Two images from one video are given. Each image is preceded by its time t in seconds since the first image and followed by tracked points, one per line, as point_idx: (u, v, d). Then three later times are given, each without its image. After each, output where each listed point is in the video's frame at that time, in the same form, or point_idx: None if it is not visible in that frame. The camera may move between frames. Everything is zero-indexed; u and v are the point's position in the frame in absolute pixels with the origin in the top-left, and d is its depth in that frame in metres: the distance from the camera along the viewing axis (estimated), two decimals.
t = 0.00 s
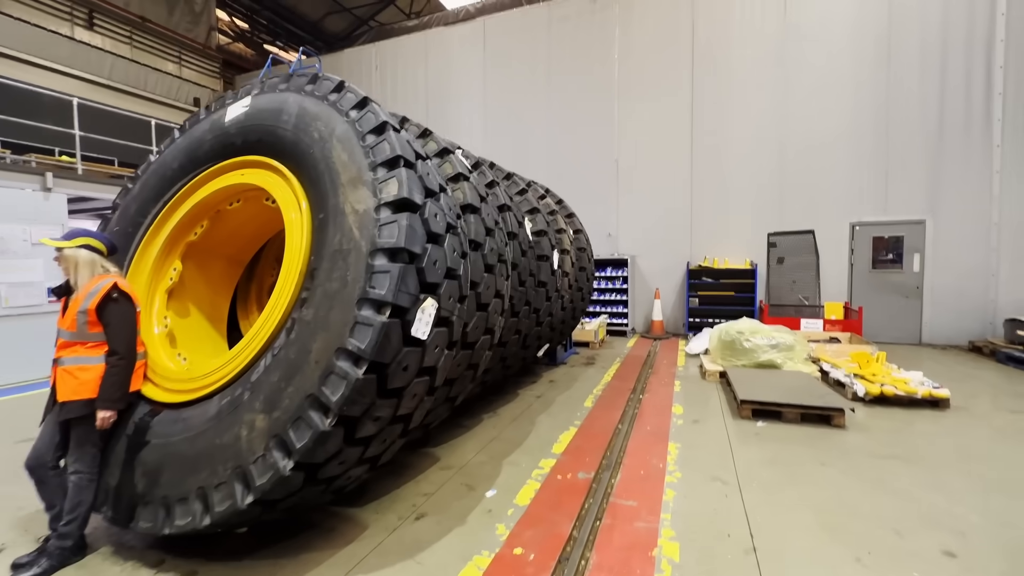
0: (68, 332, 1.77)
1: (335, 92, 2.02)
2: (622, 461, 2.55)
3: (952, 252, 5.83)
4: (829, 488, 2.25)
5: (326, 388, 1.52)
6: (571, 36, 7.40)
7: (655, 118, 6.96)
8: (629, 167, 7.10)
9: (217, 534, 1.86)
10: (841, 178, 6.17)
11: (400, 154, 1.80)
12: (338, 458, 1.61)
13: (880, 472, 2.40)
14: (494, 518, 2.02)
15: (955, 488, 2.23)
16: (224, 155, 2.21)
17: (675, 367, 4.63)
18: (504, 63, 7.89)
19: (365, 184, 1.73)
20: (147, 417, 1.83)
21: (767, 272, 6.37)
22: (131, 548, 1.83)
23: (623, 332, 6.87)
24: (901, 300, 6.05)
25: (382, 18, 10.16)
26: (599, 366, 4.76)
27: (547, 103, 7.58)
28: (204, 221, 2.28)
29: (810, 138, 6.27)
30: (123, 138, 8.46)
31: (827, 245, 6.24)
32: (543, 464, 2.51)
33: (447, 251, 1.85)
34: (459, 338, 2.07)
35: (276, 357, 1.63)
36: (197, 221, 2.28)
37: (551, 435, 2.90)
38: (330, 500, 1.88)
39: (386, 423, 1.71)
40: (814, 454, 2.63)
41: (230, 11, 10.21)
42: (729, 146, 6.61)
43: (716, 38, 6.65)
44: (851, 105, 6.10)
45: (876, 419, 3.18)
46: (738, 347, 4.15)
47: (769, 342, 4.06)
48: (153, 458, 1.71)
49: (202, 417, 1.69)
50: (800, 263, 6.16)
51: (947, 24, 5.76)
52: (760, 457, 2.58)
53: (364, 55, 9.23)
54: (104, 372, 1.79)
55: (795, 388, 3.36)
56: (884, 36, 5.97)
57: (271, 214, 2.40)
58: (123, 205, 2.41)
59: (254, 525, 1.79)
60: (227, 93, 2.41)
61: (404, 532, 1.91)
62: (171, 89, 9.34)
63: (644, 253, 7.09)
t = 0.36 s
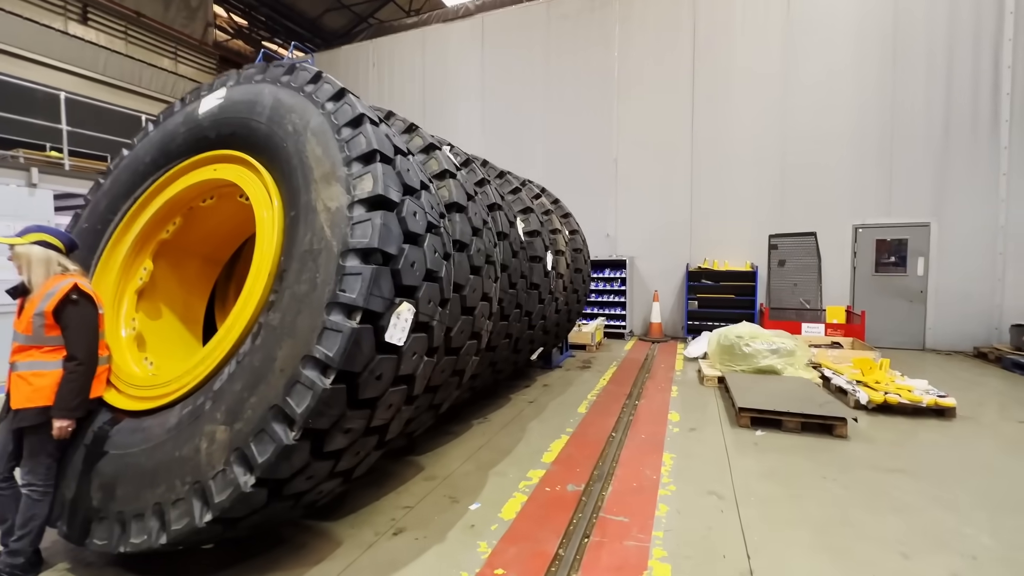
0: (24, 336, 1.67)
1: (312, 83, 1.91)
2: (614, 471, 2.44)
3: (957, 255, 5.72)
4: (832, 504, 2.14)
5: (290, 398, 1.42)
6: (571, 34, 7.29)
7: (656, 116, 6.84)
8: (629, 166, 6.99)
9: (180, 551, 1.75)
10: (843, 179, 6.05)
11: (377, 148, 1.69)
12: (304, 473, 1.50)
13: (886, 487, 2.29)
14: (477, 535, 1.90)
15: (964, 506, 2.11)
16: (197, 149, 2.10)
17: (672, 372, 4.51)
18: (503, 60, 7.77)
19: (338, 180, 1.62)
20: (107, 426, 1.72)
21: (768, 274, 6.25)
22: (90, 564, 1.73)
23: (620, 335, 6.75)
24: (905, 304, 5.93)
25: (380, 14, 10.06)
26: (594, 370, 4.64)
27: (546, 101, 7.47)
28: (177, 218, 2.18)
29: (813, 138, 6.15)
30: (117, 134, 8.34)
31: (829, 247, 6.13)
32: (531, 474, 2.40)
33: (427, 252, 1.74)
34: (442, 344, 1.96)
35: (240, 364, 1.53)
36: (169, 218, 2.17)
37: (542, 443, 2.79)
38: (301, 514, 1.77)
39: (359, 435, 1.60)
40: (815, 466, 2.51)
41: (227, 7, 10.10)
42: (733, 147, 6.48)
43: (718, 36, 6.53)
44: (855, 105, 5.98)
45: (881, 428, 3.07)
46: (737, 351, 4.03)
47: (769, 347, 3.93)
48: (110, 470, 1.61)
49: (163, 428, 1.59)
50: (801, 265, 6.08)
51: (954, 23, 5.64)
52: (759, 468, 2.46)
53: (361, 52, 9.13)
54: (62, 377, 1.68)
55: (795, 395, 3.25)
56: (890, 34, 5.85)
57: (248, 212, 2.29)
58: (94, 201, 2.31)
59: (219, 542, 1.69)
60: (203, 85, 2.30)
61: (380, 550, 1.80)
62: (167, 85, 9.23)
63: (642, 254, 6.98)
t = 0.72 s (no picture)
0: None
1: (295, 66, 1.82)
2: (611, 470, 2.36)
3: (964, 250, 5.61)
4: (837, 507, 2.06)
5: (267, 397, 1.34)
6: (572, 24, 7.16)
7: (658, 108, 6.72)
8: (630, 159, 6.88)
9: (157, 554, 1.68)
10: (848, 172, 5.94)
11: (361, 134, 1.60)
12: (283, 475, 1.43)
13: (891, 489, 2.21)
14: (467, 537, 1.83)
15: (974, 510, 2.04)
16: (177, 136, 2.01)
17: (673, 369, 4.43)
18: (503, 51, 7.65)
19: (320, 167, 1.53)
20: (80, 424, 1.66)
21: (771, 270, 6.15)
22: (63, 567, 1.66)
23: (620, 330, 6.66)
24: (910, 300, 5.83)
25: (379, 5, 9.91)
26: (593, 366, 4.56)
27: (546, 94, 7.35)
28: (158, 208, 2.10)
29: (818, 130, 6.04)
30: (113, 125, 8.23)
31: (833, 242, 6.03)
32: (526, 473, 2.32)
33: (414, 244, 1.66)
34: (431, 339, 1.88)
35: (216, 361, 1.45)
36: (149, 209, 2.09)
37: (537, 440, 2.71)
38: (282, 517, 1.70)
39: (341, 435, 1.53)
40: (819, 467, 2.43)
41: None
42: (737, 140, 6.36)
43: (722, 26, 6.40)
44: (861, 97, 5.86)
45: (886, 428, 2.99)
46: (738, 348, 3.94)
47: (771, 344, 3.84)
48: (81, 470, 1.54)
49: (135, 427, 1.51)
50: (804, 261, 6.00)
51: (964, 12, 5.51)
52: (761, 469, 2.38)
53: (360, 42, 9.02)
54: (31, 373, 1.62)
55: (798, 393, 3.17)
56: (898, 24, 5.72)
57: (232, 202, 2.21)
58: (73, 190, 2.23)
59: (196, 546, 1.62)
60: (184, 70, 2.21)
61: (366, 554, 1.72)
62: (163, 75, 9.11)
63: (644, 248, 6.89)
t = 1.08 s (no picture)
0: None
1: (284, 56, 1.72)
2: (616, 481, 2.25)
3: (978, 252, 5.48)
4: (855, 522, 1.94)
5: (247, 407, 1.24)
6: (575, 21, 7.07)
7: (663, 107, 6.61)
8: (635, 159, 6.77)
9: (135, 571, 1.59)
10: (859, 173, 5.81)
11: (351, 127, 1.50)
12: (266, 490, 1.33)
13: (912, 503, 2.09)
14: (464, 554, 1.72)
15: (1001, 527, 1.92)
16: (163, 132, 1.93)
17: (679, 373, 4.31)
18: (505, 50, 7.57)
19: (307, 161, 1.44)
20: (55, 433, 1.57)
21: (779, 271, 6.03)
22: None
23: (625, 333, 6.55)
24: (923, 303, 5.68)
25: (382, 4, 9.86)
26: (597, 370, 4.45)
27: (548, 92, 7.26)
28: (144, 207, 2.02)
29: (827, 130, 5.91)
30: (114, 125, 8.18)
31: (843, 243, 5.90)
32: (527, 483, 2.22)
33: (408, 243, 1.56)
34: (427, 345, 1.78)
35: (194, 368, 1.35)
36: (134, 206, 2.01)
37: (539, 448, 2.61)
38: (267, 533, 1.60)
39: (329, 447, 1.43)
40: (835, 478, 2.32)
41: None
42: (744, 139, 6.25)
43: (728, 24, 6.29)
44: (872, 95, 5.74)
45: (903, 437, 2.86)
46: (747, 352, 3.82)
47: (781, 348, 3.72)
48: (53, 484, 1.45)
49: (110, 438, 1.42)
50: (812, 262, 5.89)
51: (978, 9, 5.38)
52: (773, 480, 2.27)
53: (362, 42, 8.98)
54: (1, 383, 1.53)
55: (810, 399, 3.05)
56: (910, 21, 5.60)
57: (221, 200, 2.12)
58: (56, 187, 2.15)
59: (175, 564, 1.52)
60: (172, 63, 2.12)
61: (356, 572, 1.61)
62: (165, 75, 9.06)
63: (648, 250, 6.77)
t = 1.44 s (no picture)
0: None
1: (279, 43, 1.60)
2: (633, 498, 2.11)
3: (1009, 254, 5.25)
4: (896, 548, 1.78)
5: (229, 424, 1.12)
6: (586, 16, 6.92)
7: (677, 105, 6.45)
8: (647, 158, 6.61)
9: None
10: (882, 171, 5.61)
11: (349, 117, 1.38)
12: (252, 515, 1.21)
13: (957, 527, 1.92)
14: None
15: None
16: (154, 126, 1.82)
17: (694, 378, 4.14)
18: (515, 47, 7.45)
19: (300, 154, 1.31)
20: (33, 446, 1.47)
21: (797, 273, 5.84)
22: None
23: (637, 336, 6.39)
24: (950, 307, 5.46)
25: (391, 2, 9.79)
26: (609, 374, 4.31)
27: (559, 89, 7.12)
28: (135, 205, 1.92)
29: (848, 126, 5.72)
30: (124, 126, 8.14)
31: (864, 244, 5.70)
32: (538, 499, 2.07)
33: (410, 243, 1.43)
34: (431, 353, 1.66)
35: (175, 380, 1.24)
36: (125, 205, 1.91)
37: (550, 460, 2.47)
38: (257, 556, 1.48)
39: (322, 467, 1.30)
40: (869, 496, 2.15)
41: None
42: (760, 137, 6.06)
43: (745, 19, 6.12)
44: (895, 90, 5.54)
45: (938, 450, 2.68)
46: (767, 358, 3.65)
47: (804, 354, 3.55)
48: (27, 503, 1.34)
49: (88, 454, 1.32)
50: (833, 264, 5.71)
51: None
52: (803, 499, 2.11)
53: (370, 41, 8.92)
54: None
55: (836, 409, 2.88)
56: (936, 13, 5.39)
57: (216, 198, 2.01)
58: (45, 185, 2.06)
59: None
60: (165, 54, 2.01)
61: None
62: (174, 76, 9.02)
63: (661, 251, 6.60)
